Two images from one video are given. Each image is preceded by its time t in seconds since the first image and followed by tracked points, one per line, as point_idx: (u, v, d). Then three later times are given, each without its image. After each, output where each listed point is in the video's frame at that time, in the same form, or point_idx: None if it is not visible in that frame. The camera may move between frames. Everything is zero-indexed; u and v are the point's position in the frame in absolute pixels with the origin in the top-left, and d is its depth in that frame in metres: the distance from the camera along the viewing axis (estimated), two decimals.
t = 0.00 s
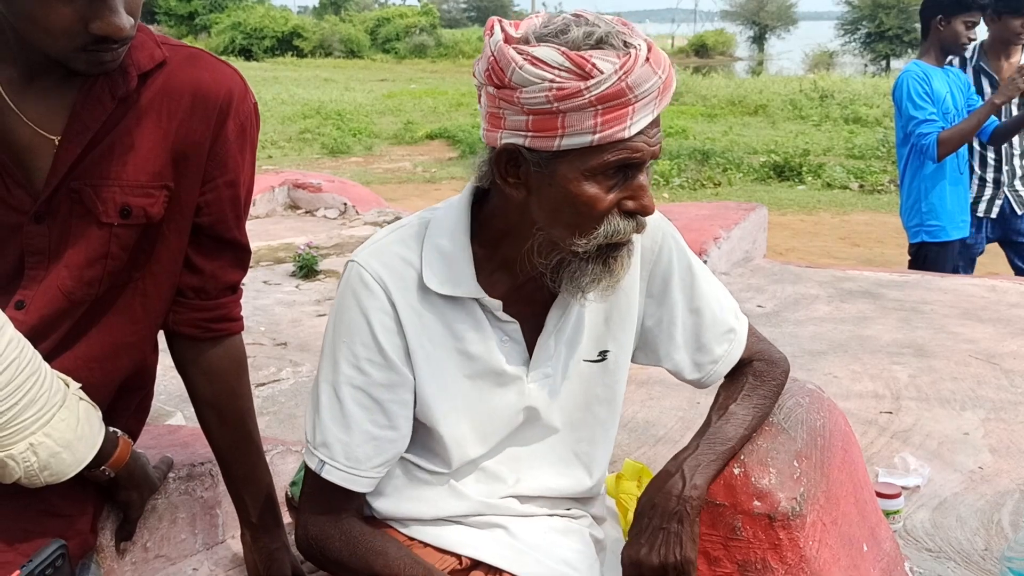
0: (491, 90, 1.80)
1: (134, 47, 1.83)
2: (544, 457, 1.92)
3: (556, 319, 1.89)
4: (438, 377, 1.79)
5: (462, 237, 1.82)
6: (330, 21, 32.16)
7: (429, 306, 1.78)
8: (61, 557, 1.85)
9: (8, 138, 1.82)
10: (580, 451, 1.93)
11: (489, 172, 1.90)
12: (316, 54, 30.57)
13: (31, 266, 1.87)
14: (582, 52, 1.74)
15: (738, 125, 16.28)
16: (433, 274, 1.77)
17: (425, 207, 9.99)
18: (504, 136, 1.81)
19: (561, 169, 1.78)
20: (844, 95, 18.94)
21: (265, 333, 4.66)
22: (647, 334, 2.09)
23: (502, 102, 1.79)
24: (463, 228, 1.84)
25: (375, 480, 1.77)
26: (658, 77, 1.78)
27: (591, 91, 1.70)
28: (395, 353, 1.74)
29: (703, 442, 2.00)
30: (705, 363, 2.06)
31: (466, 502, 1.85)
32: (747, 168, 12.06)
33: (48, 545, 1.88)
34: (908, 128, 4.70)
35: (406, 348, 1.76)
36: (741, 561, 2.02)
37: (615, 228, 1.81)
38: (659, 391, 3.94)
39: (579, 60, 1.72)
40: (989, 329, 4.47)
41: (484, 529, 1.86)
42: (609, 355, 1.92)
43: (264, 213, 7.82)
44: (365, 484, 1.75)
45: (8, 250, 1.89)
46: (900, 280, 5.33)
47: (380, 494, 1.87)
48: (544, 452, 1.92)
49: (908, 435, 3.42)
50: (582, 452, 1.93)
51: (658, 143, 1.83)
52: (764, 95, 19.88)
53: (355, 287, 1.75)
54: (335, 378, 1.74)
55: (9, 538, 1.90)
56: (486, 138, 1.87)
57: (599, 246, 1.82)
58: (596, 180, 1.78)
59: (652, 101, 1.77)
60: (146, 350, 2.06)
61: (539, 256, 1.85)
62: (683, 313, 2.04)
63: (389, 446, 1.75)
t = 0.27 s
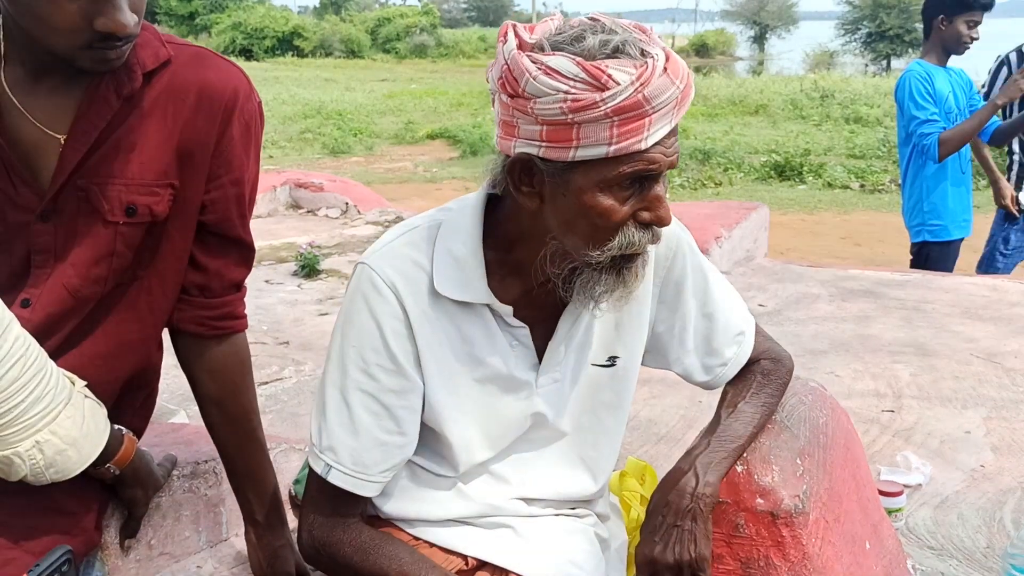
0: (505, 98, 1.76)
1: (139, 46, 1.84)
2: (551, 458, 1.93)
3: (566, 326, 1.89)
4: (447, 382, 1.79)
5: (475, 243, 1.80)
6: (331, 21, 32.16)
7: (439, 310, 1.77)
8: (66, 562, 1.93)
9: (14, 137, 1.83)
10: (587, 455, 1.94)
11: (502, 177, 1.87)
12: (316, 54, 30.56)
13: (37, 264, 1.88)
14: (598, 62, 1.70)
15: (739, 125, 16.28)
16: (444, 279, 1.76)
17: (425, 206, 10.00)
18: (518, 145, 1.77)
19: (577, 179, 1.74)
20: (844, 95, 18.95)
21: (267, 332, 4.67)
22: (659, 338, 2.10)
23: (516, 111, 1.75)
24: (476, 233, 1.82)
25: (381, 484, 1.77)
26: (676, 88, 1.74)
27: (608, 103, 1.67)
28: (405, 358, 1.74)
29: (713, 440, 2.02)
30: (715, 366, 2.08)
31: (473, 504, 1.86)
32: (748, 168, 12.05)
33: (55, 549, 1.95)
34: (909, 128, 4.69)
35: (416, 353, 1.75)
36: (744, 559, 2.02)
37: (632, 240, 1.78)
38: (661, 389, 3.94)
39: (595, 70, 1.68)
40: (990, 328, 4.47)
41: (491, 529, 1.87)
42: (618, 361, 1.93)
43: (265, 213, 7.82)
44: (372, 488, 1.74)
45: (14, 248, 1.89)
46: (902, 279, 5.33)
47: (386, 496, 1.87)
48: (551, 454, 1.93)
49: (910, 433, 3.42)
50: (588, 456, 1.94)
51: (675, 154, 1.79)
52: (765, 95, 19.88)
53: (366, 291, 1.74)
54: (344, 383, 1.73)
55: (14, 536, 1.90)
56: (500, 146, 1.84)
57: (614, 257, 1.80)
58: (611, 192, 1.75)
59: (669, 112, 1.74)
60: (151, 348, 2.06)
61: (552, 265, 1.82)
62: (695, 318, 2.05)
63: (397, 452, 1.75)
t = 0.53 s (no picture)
0: (518, 107, 1.75)
1: (137, 47, 1.84)
2: (551, 461, 1.93)
3: (572, 333, 1.88)
4: (451, 387, 1.79)
5: (483, 249, 1.78)
6: (331, 21, 32.17)
7: (444, 316, 1.77)
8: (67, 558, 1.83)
9: (13, 137, 1.83)
10: (587, 459, 1.95)
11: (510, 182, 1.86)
12: (316, 55, 30.56)
13: (36, 265, 1.88)
14: (613, 71, 1.69)
15: (738, 125, 16.27)
16: (450, 285, 1.75)
17: (425, 206, 10.00)
18: (530, 154, 1.76)
19: (590, 190, 1.73)
20: (844, 96, 18.96)
21: (267, 332, 4.67)
22: (664, 344, 2.08)
23: (529, 120, 1.74)
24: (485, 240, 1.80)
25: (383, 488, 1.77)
26: (691, 98, 1.73)
27: (622, 112, 1.66)
28: (409, 364, 1.74)
29: (716, 441, 2.01)
30: (719, 372, 2.09)
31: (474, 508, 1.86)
32: (748, 168, 12.05)
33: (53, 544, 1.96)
34: (905, 133, 4.69)
35: (420, 359, 1.75)
36: (742, 559, 2.02)
37: (644, 251, 1.77)
38: (661, 389, 3.94)
39: (610, 79, 1.67)
40: (989, 328, 4.48)
41: (492, 532, 1.87)
42: (622, 368, 1.94)
43: (265, 213, 7.83)
44: (373, 493, 1.75)
45: (13, 248, 1.90)
46: (901, 279, 5.34)
47: (388, 499, 1.87)
48: (552, 457, 1.93)
49: (909, 433, 3.43)
50: (589, 460, 1.95)
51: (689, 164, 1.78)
52: (765, 95, 19.89)
53: (372, 295, 1.73)
54: (347, 388, 1.73)
55: (13, 536, 1.91)
56: (511, 154, 1.82)
57: (626, 268, 1.78)
58: (624, 203, 1.73)
59: (683, 121, 1.72)
60: (149, 348, 2.07)
61: (563, 275, 1.83)
62: (702, 324, 2.04)
63: (400, 458, 1.75)
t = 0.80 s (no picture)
0: (529, 105, 1.75)
1: (133, 46, 1.84)
2: (549, 463, 1.93)
3: (572, 334, 1.89)
4: (451, 389, 1.79)
5: (485, 250, 1.79)
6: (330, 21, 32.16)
7: (445, 318, 1.76)
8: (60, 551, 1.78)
9: (9, 137, 1.83)
10: (585, 461, 1.95)
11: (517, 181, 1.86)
12: (315, 55, 30.54)
13: (32, 264, 1.88)
14: (627, 71, 1.69)
15: (737, 125, 16.27)
16: (451, 286, 1.75)
17: (424, 206, 10.00)
18: (540, 153, 1.76)
19: (601, 191, 1.74)
20: (843, 95, 18.96)
21: (265, 332, 4.67)
22: (665, 346, 2.08)
23: (540, 118, 1.74)
24: (487, 241, 1.80)
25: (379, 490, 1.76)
26: (704, 100, 1.73)
27: (638, 112, 1.66)
28: (408, 365, 1.73)
29: (714, 438, 2.00)
30: (722, 376, 2.08)
31: (471, 509, 1.86)
32: (747, 168, 12.05)
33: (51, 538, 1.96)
34: (905, 135, 4.68)
35: (420, 360, 1.74)
36: (739, 557, 2.03)
37: (654, 254, 1.78)
38: (658, 389, 3.94)
39: (625, 79, 1.67)
40: (987, 327, 4.48)
41: (489, 532, 1.87)
42: (622, 370, 1.94)
43: (263, 213, 7.82)
44: (369, 494, 1.74)
45: (9, 247, 1.90)
46: (899, 279, 5.34)
47: (386, 500, 1.86)
48: (549, 458, 1.93)
49: (906, 432, 3.43)
50: (587, 461, 1.95)
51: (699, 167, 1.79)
52: (763, 94, 19.88)
53: (372, 296, 1.72)
54: (346, 388, 1.72)
55: (10, 535, 1.91)
56: (520, 152, 1.82)
57: (635, 270, 1.79)
58: (635, 205, 1.74)
59: (696, 124, 1.73)
60: (146, 347, 2.07)
61: (570, 276, 1.83)
62: (703, 327, 2.04)
63: (397, 459, 1.74)
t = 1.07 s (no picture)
0: (534, 98, 1.75)
1: (124, 45, 1.83)
2: (542, 463, 1.93)
3: (566, 333, 1.87)
4: (445, 389, 1.78)
5: (481, 249, 1.79)
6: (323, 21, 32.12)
7: (439, 316, 1.76)
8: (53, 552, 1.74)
9: None
10: (577, 460, 1.95)
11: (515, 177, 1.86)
12: (309, 54, 30.50)
13: (22, 265, 1.88)
14: (634, 69, 1.70)
15: (731, 125, 16.30)
16: (446, 285, 1.74)
17: (417, 206, 9.99)
18: (542, 147, 1.77)
19: (599, 188, 1.74)
20: (836, 96, 18.99)
21: (257, 332, 4.66)
22: (657, 345, 2.07)
23: (543, 112, 1.75)
24: (482, 240, 1.80)
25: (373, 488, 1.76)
26: (707, 103, 1.75)
27: (642, 110, 1.67)
28: (403, 364, 1.73)
29: (708, 439, 2.00)
30: (714, 376, 2.08)
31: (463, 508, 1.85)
32: (740, 168, 12.07)
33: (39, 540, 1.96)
34: (907, 136, 4.67)
35: (414, 358, 1.74)
36: (731, 557, 2.03)
37: (650, 254, 1.78)
38: (651, 389, 3.94)
39: (631, 77, 1.69)
40: (979, 327, 4.49)
41: (481, 532, 1.87)
42: (615, 369, 1.93)
43: (256, 213, 7.80)
44: (362, 492, 1.74)
45: None
46: (892, 279, 5.35)
47: (378, 500, 1.86)
48: (543, 458, 1.93)
49: (898, 432, 3.43)
50: (579, 461, 1.95)
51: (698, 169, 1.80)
52: (756, 95, 19.90)
53: (367, 294, 1.72)
54: (339, 386, 1.72)
55: None
56: (521, 147, 1.83)
57: (630, 270, 1.79)
58: (633, 203, 1.74)
59: (699, 126, 1.74)
60: (137, 348, 2.06)
61: (564, 274, 1.82)
62: (696, 327, 2.04)
63: (390, 458, 1.74)
